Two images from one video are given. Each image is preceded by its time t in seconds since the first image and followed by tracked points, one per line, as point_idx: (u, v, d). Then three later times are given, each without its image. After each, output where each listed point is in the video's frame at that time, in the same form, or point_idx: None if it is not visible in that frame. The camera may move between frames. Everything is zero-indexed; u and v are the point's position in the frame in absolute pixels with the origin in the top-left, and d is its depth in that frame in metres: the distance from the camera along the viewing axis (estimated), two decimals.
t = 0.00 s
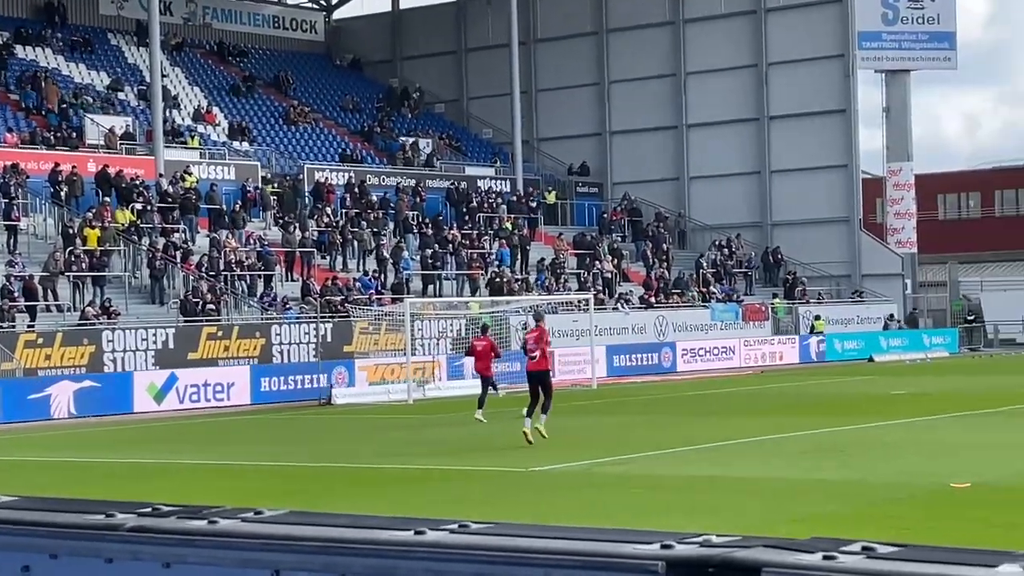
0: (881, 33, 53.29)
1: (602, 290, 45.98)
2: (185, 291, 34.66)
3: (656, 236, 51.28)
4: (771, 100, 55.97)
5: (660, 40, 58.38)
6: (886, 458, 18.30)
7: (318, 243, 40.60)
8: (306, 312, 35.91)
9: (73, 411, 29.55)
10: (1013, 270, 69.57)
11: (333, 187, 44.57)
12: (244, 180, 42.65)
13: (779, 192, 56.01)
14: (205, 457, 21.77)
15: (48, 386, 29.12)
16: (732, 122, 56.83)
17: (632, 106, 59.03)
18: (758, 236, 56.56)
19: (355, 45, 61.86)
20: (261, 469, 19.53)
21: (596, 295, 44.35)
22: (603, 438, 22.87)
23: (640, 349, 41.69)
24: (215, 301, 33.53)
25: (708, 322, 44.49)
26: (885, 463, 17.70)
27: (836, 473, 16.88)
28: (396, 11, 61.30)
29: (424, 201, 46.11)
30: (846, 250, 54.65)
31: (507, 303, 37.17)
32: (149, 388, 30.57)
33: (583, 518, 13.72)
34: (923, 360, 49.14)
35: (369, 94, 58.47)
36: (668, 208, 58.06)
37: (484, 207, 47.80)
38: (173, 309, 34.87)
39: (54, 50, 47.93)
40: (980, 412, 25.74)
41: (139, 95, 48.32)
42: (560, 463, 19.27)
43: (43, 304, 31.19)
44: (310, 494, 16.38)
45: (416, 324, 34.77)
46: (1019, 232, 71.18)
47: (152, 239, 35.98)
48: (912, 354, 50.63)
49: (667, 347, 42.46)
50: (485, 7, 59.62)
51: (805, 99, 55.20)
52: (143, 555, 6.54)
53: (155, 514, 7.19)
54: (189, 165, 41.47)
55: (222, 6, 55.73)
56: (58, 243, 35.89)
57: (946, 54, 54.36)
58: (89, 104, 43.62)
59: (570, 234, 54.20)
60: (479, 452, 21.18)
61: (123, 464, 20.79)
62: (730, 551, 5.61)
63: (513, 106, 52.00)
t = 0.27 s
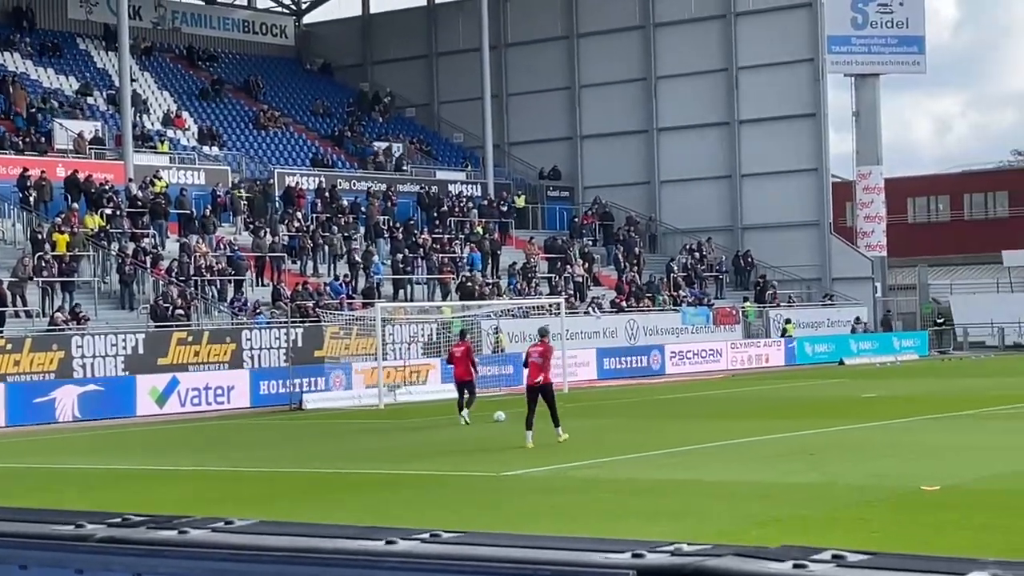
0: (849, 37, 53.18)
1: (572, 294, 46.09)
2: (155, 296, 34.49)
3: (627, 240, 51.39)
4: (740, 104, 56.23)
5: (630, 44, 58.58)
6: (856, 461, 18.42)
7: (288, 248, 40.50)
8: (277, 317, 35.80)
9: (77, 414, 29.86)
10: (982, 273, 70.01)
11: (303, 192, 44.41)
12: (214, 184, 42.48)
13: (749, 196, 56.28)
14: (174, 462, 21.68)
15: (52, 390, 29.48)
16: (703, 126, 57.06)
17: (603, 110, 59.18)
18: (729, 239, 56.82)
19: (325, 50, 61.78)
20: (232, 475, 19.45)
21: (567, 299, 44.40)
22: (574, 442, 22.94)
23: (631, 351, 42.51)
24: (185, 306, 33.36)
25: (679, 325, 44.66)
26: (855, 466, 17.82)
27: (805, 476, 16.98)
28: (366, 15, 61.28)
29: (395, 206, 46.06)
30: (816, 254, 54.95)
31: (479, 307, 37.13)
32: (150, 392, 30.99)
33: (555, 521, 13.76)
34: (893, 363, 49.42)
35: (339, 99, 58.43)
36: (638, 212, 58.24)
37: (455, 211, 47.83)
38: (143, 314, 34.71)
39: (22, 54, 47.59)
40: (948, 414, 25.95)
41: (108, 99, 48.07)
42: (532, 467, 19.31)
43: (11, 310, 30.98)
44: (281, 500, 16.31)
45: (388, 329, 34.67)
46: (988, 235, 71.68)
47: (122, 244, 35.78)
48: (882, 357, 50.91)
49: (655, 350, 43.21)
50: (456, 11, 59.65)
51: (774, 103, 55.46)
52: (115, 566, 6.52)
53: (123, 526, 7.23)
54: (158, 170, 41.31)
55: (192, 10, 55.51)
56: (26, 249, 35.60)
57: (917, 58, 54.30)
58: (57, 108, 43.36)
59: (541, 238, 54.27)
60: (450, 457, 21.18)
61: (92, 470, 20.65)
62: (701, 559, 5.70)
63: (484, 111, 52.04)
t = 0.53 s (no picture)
0: (824, 45, 53.82)
1: (548, 300, 46.13)
2: (129, 303, 34.39)
3: (603, 247, 51.47)
4: (715, 111, 56.41)
5: (605, 51, 58.70)
6: (829, 468, 18.48)
7: (263, 255, 40.43)
8: (252, 324, 35.70)
9: (85, 420, 30.32)
10: (955, 280, 70.49)
11: (278, 199, 44.28)
12: (189, 191, 42.37)
13: (724, 203, 56.43)
14: (149, 469, 21.72)
15: (61, 396, 29.95)
16: (678, 133, 57.25)
17: (578, 117, 59.27)
18: (704, 246, 56.96)
19: (300, 56, 61.69)
20: (207, 483, 19.49)
21: (543, 305, 44.44)
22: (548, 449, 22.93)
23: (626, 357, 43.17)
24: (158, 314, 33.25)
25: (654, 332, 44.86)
26: (827, 473, 17.88)
27: (779, 483, 17.03)
28: (341, 22, 61.23)
29: (370, 213, 46.02)
30: (791, 261, 55.12)
31: (454, 313, 37.22)
32: (156, 397, 31.41)
33: (530, 529, 13.74)
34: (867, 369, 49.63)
35: (314, 106, 58.33)
36: (614, 219, 58.34)
37: (430, 218, 47.84)
38: (117, 322, 34.53)
39: None
40: (920, 421, 26.08)
41: (82, 106, 47.89)
42: (505, 474, 19.28)
43: None
44: (256, 507, 16.36)
45: (363, 337, 34.67)
46: (961, 243, 72.08)
47: (96, 251, 35.66)
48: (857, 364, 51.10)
49: (648, 355, 44.02)
50: (431, 17, 59.65)
51: (749, 111, 55.65)
52: None
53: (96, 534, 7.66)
54: (132, 177, 41.12)
55: (166, 16, 55.35)
56: None
57: (889, 65, 55.03)
58: (30, 115, 43.15)
59: (517, 244, 54.31)
60: (425, 463, 21.31)
61: (67, 477, 20.69)
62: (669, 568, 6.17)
63: (460, 118, 52.08)
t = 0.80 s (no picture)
0: (801, 55, 53.65)
1: (526, 310, 46.20)
2: (107, 312, 34.32)
3: (581, 256, 51.53)
4: (693, 120, 56.64)
5: (583, 61, 58.89)
6: (806, 477, 18.58)
7: (241, 263, 40.33)
8: (230, 334, 35.63)
9: (93, 426, 30.64)
10: (931, 290, 70.93)
11: (256, 208, 44.21)
12: (166, 200, 42.28)
13: (702, 213, 56.64)
14: (128, 478, 21.82)
15: (67, 403, 30.30)
16: (656, 143, 57.47)
17: (556, 127, 59.39)
18: (682, 256, 57.09)
19: (278, 65, 61.65)
20: (185, 491, 19.59)
21: (521, 314, 44.49)
22: (526, 458, 22.96)
23: (621, 365, 44.10)
24: (136, 323, 33.15)
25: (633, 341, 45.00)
26: (805, 482, 17.97)
27: (757, 492, 17.11)
28: (320, 32, 61.24)
29: (349, 222, 45.99)
30: (768, 271, 55.33)
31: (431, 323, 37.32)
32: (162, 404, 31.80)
33: (510, 538, 13.78)
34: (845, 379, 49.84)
35: (292, 116, 58.28)
36: (592, 229, 58.44)
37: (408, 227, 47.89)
38: (94, 331, 34.42)
39: None
40: (897, 431, 26.24)
41: (60, 115, 47.75)
42: (484, 483, 19.32)
43: None
44: (234, 514, 16.49)
45: (341, 346, 34.68)
46: (938, 252, 72.47)
47: (73, 260, 35.58)
48: (834, 373, 51.31)
49: (642, 364, 44.82)
50: (409, 27, 59.72)
51: (727, 120, 55.90)
52: None
53: (74, 550, 8.68)
54: (110, 185, 40.99)
55: (144, 25, 55.25)
56: None
57: (867, 75, 54.95)
58: (8, 124, 43.02)
59: (494, 254, 54.38)
60: (403, 471, 21.50)
61: (45, 486, 20.79)
62: None
63: (438, 127, 52.09)
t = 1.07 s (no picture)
0: (778, 66, 53.86)
1: (504, 319, 46.22)
2: (83, 322, 34.18)
3: (559, 266, 51.60)
4: (671, 131, 56.82)
5: (561, 71, 59.02)
6: (782, 488, 18.64)
7: (218, 273, 40.25)
8: (207, 343, 35.52)
9: (102, 433, 30.99)
10: (908, 301, 71.30)
11: (234, 217, 44.12)
12: (143, 209, 42.18)
13: (680, 223, 56.81)
14: (105, 488, 21.77)
15: (78, 410, 30.71)
16: (634, 153, 57.63)
17: (535, 137, 59.51)
18: (660, 266, 57.21)
19: (257, 75, 61.61)
20: (162, 501, 19.56)
21: (499, 324, 44.53)
22: (503, 468, 22.97)
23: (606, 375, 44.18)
24: (113, 332, 33.04)
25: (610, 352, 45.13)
26: (780, 493, 18.04)
27: (733, 502, 17.17)
28: (298, 41, 61.22)
29: (327, 232, 45.94)
30: (746, 281, 55.50)
31: (408, 333, 37.40)
32: (169, 412, 32.22)
33: (487, 548, 13.79)
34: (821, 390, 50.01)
35: (270, 125, 58.22)
36: (570, 239, 58.55)
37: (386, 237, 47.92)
38: (71, 340, 34.30)
39: None
40: (872, 441, 26.35)
41: (37, 124, 47.59)
42: (461, 493, 19.32)
43: None
44: (212, 524, 16.49)
45: (319, 355, 34.66)
46: (914, 263, 72.82)
47: (50, 269, 35.46)
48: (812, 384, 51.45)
49: (636, 373, 44.72)
50: (387, 36, 59.73)
51: (705, 131, 56.11)
52: None
53: (47, 561, 8.69)
54: (87, 194, 40.83)
55: (121, 33, 55.14)
56: None
57: (844, 87, 55.12)
58: None
59: (472, 263, 54.40)
60: (381, 481, 21.52)
61: (21, 496, 20.73)
62: None
63: (416, 137, 52.06)
